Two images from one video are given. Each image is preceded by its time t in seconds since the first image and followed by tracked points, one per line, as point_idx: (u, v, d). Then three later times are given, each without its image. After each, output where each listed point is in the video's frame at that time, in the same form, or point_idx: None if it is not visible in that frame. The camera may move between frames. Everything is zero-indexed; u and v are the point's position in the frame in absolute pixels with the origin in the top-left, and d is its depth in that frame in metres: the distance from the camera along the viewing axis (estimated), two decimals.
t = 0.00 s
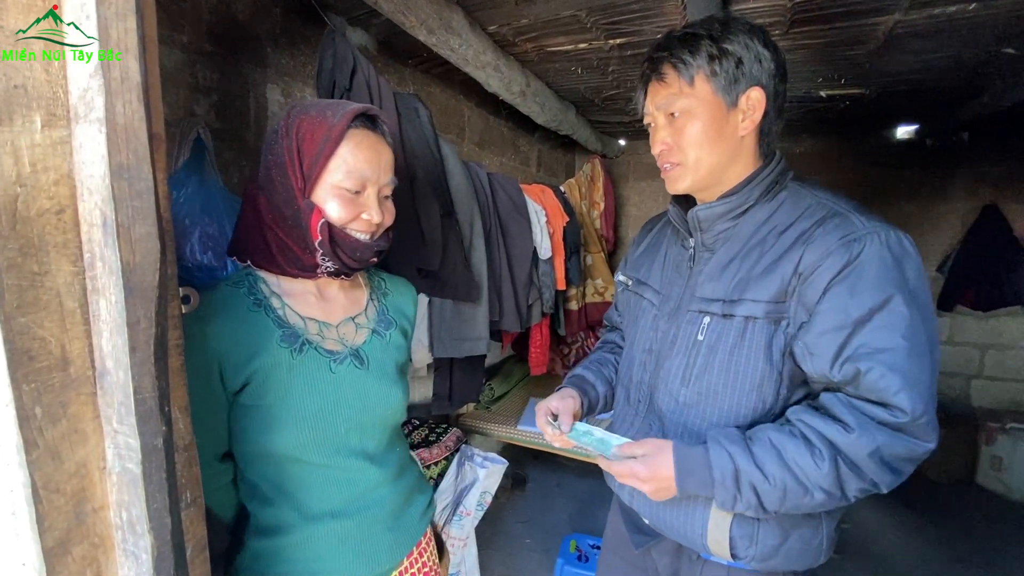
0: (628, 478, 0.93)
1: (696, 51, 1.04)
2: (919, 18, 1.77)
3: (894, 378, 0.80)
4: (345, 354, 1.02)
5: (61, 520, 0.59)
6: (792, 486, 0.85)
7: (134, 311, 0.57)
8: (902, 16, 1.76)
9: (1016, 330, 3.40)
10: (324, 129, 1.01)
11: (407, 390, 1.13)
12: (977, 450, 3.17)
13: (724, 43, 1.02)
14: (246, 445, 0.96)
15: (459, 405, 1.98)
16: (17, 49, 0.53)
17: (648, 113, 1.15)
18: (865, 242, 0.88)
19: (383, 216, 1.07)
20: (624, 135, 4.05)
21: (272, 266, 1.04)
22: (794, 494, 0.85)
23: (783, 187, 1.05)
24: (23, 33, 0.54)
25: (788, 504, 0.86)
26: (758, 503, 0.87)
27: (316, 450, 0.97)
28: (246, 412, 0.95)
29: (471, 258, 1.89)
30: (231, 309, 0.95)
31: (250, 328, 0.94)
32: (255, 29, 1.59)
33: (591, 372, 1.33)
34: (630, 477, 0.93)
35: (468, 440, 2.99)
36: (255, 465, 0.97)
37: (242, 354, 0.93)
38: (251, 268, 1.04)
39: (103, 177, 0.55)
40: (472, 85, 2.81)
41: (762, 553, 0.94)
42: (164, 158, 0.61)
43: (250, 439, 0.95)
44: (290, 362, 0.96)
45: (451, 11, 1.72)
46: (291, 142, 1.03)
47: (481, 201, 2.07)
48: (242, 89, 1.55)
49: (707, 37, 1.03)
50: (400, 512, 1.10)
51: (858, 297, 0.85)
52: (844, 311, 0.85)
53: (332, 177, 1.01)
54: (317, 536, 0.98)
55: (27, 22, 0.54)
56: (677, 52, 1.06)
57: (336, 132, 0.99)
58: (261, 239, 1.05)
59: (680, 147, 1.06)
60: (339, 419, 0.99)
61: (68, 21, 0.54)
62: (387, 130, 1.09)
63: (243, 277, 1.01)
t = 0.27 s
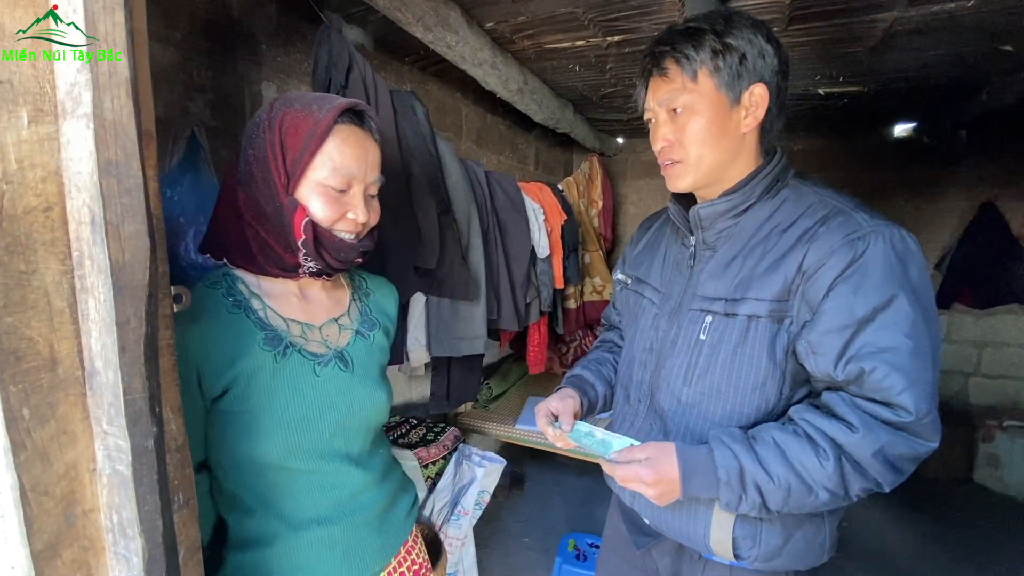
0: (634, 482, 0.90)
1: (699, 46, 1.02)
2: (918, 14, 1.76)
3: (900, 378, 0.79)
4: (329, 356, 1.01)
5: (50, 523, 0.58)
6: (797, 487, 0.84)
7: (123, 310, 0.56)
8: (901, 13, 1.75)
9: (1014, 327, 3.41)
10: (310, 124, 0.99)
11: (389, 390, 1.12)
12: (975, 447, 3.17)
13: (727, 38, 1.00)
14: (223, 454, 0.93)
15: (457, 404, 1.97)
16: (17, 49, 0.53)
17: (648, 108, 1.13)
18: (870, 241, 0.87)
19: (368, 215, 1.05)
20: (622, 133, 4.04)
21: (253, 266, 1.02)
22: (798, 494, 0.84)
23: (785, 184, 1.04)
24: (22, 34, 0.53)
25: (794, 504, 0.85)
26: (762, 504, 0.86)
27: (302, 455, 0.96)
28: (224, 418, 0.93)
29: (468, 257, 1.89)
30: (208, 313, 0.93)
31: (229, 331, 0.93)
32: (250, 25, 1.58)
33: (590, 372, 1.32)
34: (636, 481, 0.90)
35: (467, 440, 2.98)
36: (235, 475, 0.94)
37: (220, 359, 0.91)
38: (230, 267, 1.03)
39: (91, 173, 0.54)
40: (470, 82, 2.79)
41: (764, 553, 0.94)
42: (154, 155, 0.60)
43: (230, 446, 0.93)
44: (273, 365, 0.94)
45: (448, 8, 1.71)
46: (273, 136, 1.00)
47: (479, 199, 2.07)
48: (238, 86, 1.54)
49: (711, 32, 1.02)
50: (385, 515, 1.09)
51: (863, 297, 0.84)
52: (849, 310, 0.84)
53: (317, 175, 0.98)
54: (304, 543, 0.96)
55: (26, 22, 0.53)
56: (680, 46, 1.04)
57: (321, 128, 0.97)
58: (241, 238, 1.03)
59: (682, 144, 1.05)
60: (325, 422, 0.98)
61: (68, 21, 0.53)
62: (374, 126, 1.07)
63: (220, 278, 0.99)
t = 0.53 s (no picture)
0: (623, 481, 0.88)
1: (701, 38, 1.01)
2: (915, 11, 1.76)
3: (891, 377, 0.79)
4: (316, 356, 1.00)
5: (38, 524, 0.57)
6: (788, 485, 0.83)
7: (110, 309, 0.55)
8: (898, 10, 1.75)
9: (1010, 325, 3.41)
10: (282, 122, 0.95)
11: (376, 390, 1.12)
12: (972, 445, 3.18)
13: (728, 32, 1.00)
14: (201, 459, 0.90)
15: (453, 402, 1.96)
16: (17, 49, 0.52)
17: (645, 100, 1.12)
18: (864, 238, 0.87)
19: (348, 215, 1.00)
20: (620, 131, 4.03)
21: (238, 265, 1.00)
22: (790, 492, 0.84)
23: (779, 182, 1.04)
24: (23, 34, 0.53)
25: (785, 502, 0.84)
26: (752, 503, 0.85)
27: (290, 457, 0.94)
28: (207, 419, 0.90)
29: (465, 255, 1.88)
30: (192, 310, 0.91)
31: (214, 329, 0.90)
32: (245, 23, 1.57)
33: (584, 369, 1.31)
34: (624, 480, 0.87)
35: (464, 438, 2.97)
36: (218, 480, 0.92)
37: (206, 358, 0.88)
38: (215, 265, 1.01)
39: (77, 170, 0.53)
40: (467, 80, 2.78)
41: (756, 551, 0.93)
42: (142, 152, 0.59)
43: (214, 449, 0.91)
44: (261, 365, 0.93)
45: (444, 5, 1.70)
46: (248, 135, 0.98)
47: (475, 197, 2.06)
48: (232, 84, 1.53)
49: (712, 24, 1.01)
50: (371, 515, 1.09)
51: (855, 295, 0.83)
52: (842, 308, 0.84)
53: (291, 173, 0.95)
54: (290, 546, 0.95)
55: (26, 22, 0.53)
56: (682, 37, 1.03)
57: (293, 125, 0.93)
58: (225, 236, 1.01)
59: (680, 139, 1.05)
60: (311, 421, 0.97)
61: (69, 21, 0.51)
62: (357, 121, 1.02)
63: (205, 276, 0.97)
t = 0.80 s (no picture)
0: (609, 480, 0.88)
1: (718, 24, 1.01)
2: (913, 9, 1.76)
3: (877, 372, 0.78)
4: (319, 352, 0.99)
5: (28, 525, 0.57)
6: (774, 482, 0.82)
7: (100, 307, 0.55)
8: (895, 8, 1.75)
9: (1007, 323, 3.42)
10: (260, 122, 0.94)
11: (378, 388, 1.11)
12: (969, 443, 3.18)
13: (743, 22, 1.01)
14: (208, 452, 0.91)
15: (451, 401, 1.96)
16: (15, 49, 0.52)
17: (649, 82, 1.11)
18: (850, 233, 0.86)
19: (338, 211, 0.97)
20: (617, 130, 4.03)
21: (242, 263, 0.97)
22: (776, 490, 0.82)
23: (769, 177, 1.04)
24: (20, 33, 0.52)
25: (771, 500, 0.83)
26: (739, 501, 0.84)
27: (289, 453, 0.94)
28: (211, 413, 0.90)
29: (461, 253, 1.87)
30: (200, 304, 0.90)
31: (219, 323, 0.90)
32: (240, 20, 1.56)
33: (577, 368, 1.31)
34: (610, 478, 0.88)
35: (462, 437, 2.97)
36: (219, 476, 0.92)
37: (210, 350, 0.88)
38: (220, 261, 0.99)
39: (65, 167, 0.52)
40: (464, 78, 2.78)
41: (749, 550, 0.93)
42: (133, 149, 0.59)
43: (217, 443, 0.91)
44: (264, 358, 0.92)
45: (441, 2, 1.69)
46: (234, 138, 0.97)
47: (473, 196, 2.05)
48: (227, 81, 1.52)
49: (729, 13, 1.01)
50: (371, 516, 1.08)
51: (841, 290, 0.83)
52: (828, 303, 0.83)
53: (273, 172, 0.93)
54: (288, 544, 0.95)
55: (23, 21, 0.52)
56: (699, 19, 1.03)
57: (270, 124, 0.92)
58: (228, 234, 0.99)
59: (686, 121, 1.02)
60: (314, 416, 0.96)
61: (68, 21, 0.51)
62: (342, 113, 0.98)
63: (212, 269, 0.96)
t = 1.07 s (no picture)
0: (599, 477, 0.87)
1: (705, 28, 1.01)
2: (911, 8, 1.76)
3: (868, 364, 0.78)
4: (334, 347, 0.99)
5: (23, 525, 0.56)
6: (763, 477, 0.82)
7: (95, 306, 0.54)
8: (892, 7, 1.75)
9: (1004, 322, 3.43)
10: (273, 122, 0.95)
11: (390, 384, 1.11)
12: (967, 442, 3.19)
13: (730, 23, 1.01)
14: (227, 443, 0.91)
15: (449, 401, 1.95)
16: (13, 49, 0.52)
17: (641, 89, 1.11)
18: (844, 228, 0.86)
19: (348, 210, 0.97)
20: (616, 129, 4.03)
21: (260, 260, 0.98)
22: (766, 485, 0.82)
23: (764, 175, 1.04)
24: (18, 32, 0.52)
25: (761, 495, 0.83)
26: (730, 496, 0.84)
27: (305, 445, 0.94)
28: (228, 405, 0.90)
29: (459, 253, 1.87)
30: (220, 298, 0.90)
31: (239, 317, 0.90)
32: (237, 19, 1.56)
33: (570, 366, 1.31)
34: (600, 475, 0.87)
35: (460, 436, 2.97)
36: (236, 466, 0.92)
37: (230, 343, 0.88)
38: (241, 259, 0.99)
39: (60, 165, 0.52)
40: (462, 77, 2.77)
41: (744, 548, 0.93)
42: (128, 148, 0.58)
43: (233, 435, 0.91)
44: (282, 352, 0.92)
45: (438, 2, 1.69)
46: (248, 138, 0.98)
47: (471, 195, 2.05)
48: (224, 81, 1.52)
49: (715, 16, 1.01)
50: (380, 508, 1.09)
51: (833, 283, 0.83)
52: (820, 297, 0.83)
53: (283, 172, 0.94)
54: (300, 536, 0.95)
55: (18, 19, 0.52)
56: (685, 24, 1.02)
57: (280, 127, 0.93)
58: (247, 231, 1.00)
59: (679, 128, 1.03)
60: (329, 411, 0.96)
61: (70, 22, 0.51)
62: (351, 114, 0.99)
63: (231, 265, 0.97)
